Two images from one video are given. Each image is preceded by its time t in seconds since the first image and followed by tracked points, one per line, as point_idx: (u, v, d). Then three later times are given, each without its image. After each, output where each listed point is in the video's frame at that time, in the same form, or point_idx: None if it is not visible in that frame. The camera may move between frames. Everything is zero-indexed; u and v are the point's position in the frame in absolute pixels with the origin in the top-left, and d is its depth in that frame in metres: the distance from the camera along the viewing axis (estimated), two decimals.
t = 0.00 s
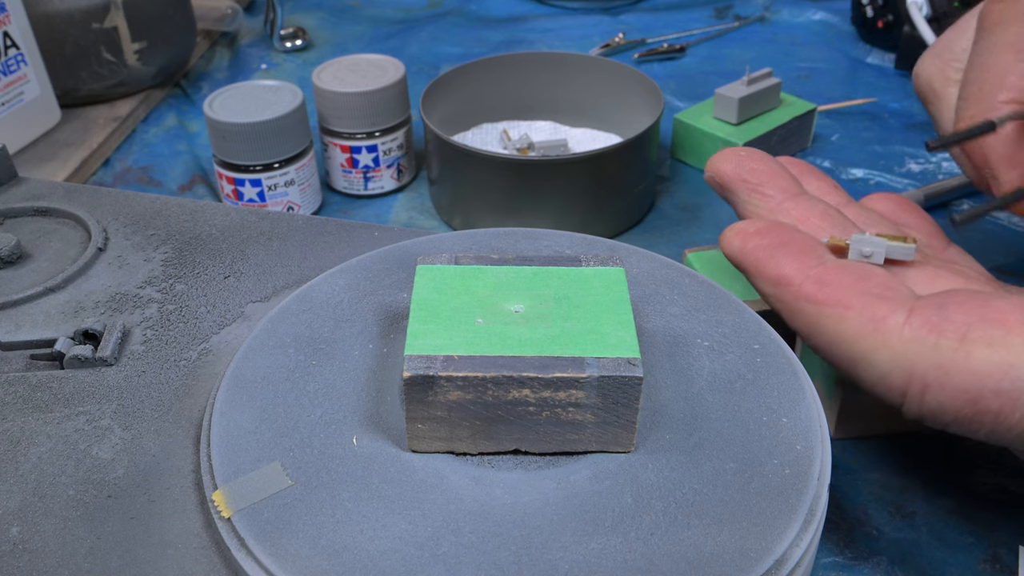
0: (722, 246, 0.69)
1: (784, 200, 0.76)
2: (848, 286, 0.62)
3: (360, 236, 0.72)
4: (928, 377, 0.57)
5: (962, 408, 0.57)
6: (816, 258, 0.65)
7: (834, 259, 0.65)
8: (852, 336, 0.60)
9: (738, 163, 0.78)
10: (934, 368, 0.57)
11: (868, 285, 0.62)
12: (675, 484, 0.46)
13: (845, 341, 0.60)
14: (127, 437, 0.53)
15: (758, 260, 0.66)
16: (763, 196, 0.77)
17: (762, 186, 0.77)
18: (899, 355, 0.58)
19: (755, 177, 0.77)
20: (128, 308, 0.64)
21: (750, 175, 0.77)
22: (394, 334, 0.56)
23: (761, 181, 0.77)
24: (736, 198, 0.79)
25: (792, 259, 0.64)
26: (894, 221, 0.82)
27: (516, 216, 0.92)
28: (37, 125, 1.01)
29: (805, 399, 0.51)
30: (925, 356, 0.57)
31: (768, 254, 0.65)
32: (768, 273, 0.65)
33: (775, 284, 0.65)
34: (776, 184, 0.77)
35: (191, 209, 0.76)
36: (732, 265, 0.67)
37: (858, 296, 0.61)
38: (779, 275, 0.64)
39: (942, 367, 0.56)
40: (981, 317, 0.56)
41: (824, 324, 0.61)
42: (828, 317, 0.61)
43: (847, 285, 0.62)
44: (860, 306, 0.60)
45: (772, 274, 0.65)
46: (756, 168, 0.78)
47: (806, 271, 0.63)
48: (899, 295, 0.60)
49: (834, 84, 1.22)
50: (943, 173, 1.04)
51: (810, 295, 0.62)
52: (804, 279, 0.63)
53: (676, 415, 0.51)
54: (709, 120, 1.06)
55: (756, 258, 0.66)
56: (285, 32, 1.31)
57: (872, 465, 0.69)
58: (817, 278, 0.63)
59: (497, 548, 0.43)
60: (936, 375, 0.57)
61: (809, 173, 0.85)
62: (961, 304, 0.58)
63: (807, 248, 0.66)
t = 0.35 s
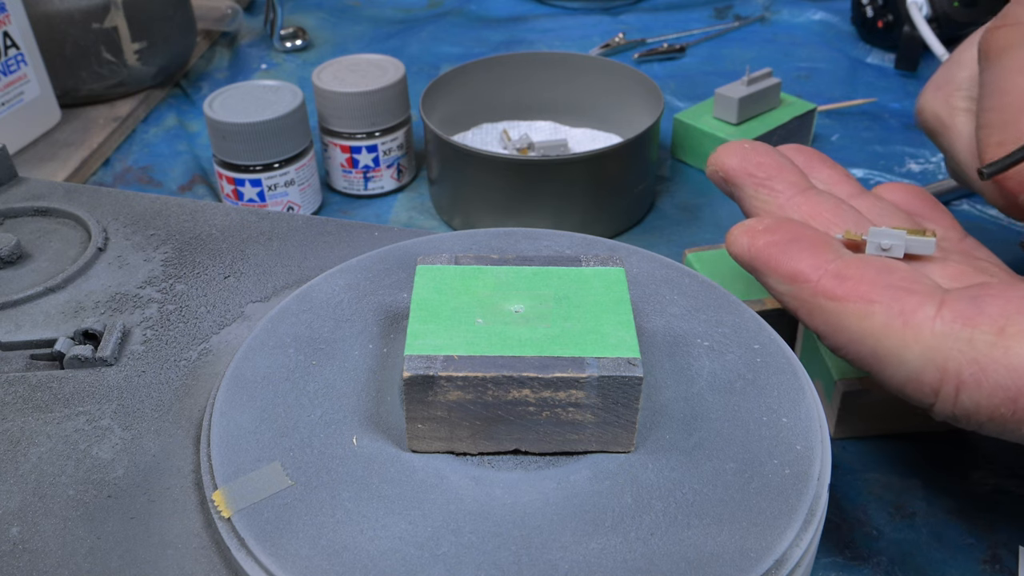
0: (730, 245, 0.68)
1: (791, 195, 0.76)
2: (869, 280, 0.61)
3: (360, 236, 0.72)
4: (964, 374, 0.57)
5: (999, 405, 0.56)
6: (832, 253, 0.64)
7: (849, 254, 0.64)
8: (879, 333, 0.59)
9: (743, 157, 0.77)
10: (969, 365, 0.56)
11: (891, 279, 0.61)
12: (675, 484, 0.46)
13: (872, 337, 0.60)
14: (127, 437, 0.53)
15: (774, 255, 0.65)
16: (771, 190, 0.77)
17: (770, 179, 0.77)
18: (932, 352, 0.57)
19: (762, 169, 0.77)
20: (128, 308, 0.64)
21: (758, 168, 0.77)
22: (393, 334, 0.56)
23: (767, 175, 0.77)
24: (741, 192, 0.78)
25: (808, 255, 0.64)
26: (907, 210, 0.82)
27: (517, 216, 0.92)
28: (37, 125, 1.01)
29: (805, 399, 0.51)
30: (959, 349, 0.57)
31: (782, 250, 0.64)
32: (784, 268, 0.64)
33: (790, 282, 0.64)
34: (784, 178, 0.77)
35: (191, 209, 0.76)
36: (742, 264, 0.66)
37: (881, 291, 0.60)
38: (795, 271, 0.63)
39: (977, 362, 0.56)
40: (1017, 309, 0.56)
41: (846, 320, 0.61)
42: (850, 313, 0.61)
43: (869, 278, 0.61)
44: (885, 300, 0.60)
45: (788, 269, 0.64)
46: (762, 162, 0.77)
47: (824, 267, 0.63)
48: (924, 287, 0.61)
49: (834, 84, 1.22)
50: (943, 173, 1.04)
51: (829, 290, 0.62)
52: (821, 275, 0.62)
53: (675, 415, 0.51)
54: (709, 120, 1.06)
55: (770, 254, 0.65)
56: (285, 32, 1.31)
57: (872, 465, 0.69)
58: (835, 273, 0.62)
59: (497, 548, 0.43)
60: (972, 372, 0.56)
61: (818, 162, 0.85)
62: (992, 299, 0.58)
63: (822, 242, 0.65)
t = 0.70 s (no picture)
0: (722, 266, 0.68)
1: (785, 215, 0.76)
2: (861, 296, 0.61)
3: (360, 236, 0.72)
4: (954, 391, 0.56)
5: (990, 422, 0.56)
6: (824, 271, 0.64)
7: (842, 272, 0.64)
8: (871, 351, 0.59)
9: (736, 176, 0.77)
10: (960, 382, 0.56)
11: (883, 295, 0.61)
12: (675, 484, 0.46)
13: (863, 354, 0.60)
14: (128, 437, 0.53)
15: (765, 275, 0.65)
16: (765, 210, 0.77)
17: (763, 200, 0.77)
18: (924, 368, 0.57)
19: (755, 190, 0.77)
20: (128, 308, 0.64)
21: (751, 188, 0.77)
22: (393, 334, 0.56)
23: (761, 194, 0.77)
24: (735, 212, 0.78)
25: (799, 273, 0.64)
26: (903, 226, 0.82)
27: (517, 216, 0.92)
28: (37, 125, 1.01)
29: (805, 399, 0.51)
30: (950, 365, 0.56)
31: (774, 269, 0.65)
32: (776, 287, 0.64)
33: (782, 300, 0.64)
34: (778, 197, 0.77)
35: (191, 210, 0.76)
36: (734, 285, 0.66)
37: (872, 307, 0.60)
38: (786, 290, 0.64)
39: (968, 378, 0.56)
40: (1008, 325, 0.56)
41: (839, 337, 0.61)
42: (842, 330, 0.60)
43: (860, 295, 0.61)
44: (876, 317, 0.60)
45: (780, 288, 0.64)
46: (756, 180, 0.77)
47: (815, 284, 0.63)
48: (915, 303, 0.60)
49: (834, 84, 1.22)
50: (943, 173, 1.04)
51: (821, 308, 0.62)
52: (813, 293, 0.63)
53: (676, 415, 0.51)
54: (709, 121, 1.06)
55: (761, 275, 0.65)
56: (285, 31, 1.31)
57: (872, 465, 0.69)
58: (826, 291, 0.62)
59: (497, 547, 0.43)
60: (963, 390, 0.56)
61: (812, 179, 0.85)
62: (985, 314, 0.57)
63: (813, 261, 0.65)
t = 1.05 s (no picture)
0: (722, 266, 0.68)
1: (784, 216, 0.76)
2: (861, 295, 0.61)
3: (360, 236, 0.72)
4: (955, 387, 0.56)
5: (991, 416, 0.56)
6: (823, 270, 0.64)
7: (841, 271, 0.65)
8: (872, 347, 0.59)
9: (735, 178, 0.78)
10: (961, 377, 0.56)
11: (883, 293, 0.61)
12: (675, 484, 0.46)
13: (864, 351, 0.60)
14: (127, 437, 0.53)
15: (764, 274, 0.65)
16: (763, 211, 0.77)
17: (761, 201, 0.77)
18: (925, 364, 0.57)
19: (753, 191, 0.77)
20: (128, 308, 0.64)
21: (749, 190, 0.77)
22: (393, 334, 0.56)
23: (759, 196, 0.77)
24: (733, 214, 0.78)
25: (799, 272, 0.64)
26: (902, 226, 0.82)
27: (517, 216, 0.92)
28: (38, 125, 1.01)
29: (805, 399, 0.51)
30: (951, 360, 0.57)
31: (773, 268, 0.65)
32: (775, 286, 0.64)
33: (782, 299, 0.64)
34: (776, 198, 0.77)
35: (191, 210, 0.76)
36: (734, 285, 0.66)
37: (872, 305, 0.60)
38: (786, 289, 0.64)
39: (969, 374, 0.56)
40: (1009, 320, 0.56)
41: (840, 335, 0.61)
42: (843, 327, 0.61)
43: (860, 294, 0.61)
44: (876, 314, 0.60)
45: (779, 287, 0.64)
46: (753, 182, 0.77)
47: (815, 283, 0.63)
48: (916, 300, 0.60)
49: (834, 84, 1.22)
50: (943, 173, 1.04)
51: (821, 307, 0.62)
52: (812, 292, 0.63)
53: (675, 415, 0.51)
54: (709, 120, 1.06)
55: (761, 274, 0.65)
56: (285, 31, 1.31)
57: (872, 465, 0.69)
58: (826, 289, 0.62)
59: (497, 548, 0.43)
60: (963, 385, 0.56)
61: (810, 181, 0.85)
62: (985, 310, 0.57)
63: (812, 260, 0.65)
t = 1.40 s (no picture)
0: (726, 259, 0.68)
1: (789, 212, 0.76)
2: (863, 287, 0.61)
3: (360, 236, 0.72)
4: (954, 378, 0.57)
5: (990, 408, 0.56)
6: (825, 263, 0.64)
7: (843, 264, 0.65)
8: (872, 338, 0.59)
9: (740, 173, 0.78)
10: (960, 369, 0.56)
11: (884, 285, 0.61)
12: (675, 484, 0.46)
13: (865, 343, 0.60)
14: (128, 437, 0.53)
15: (768, 266, 0.65)
16: (767, 205, 0.77)
17: (765, 195, 0.77)
18: (925, 355, 0.58)
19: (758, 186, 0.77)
20: (128, 308, 0.64)
21: (754, 184, 0.77)
22: (393, 334, 0.56)
23: (764, 191, 0.77)
24: (738, 208, 0.78)
25: (801, 264, 0.64)
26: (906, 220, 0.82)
27: (517, 217, 0.92)
28: (38, 125, 1.01)
29: (805, 399, 0.51)
30: (951, 352, 0.57)
31: (777, 260, 0.65)
32: (778, 277, 0.64)
33: (785, 291, 0.64)
34: (781, 194, 0.77)
35: (191, 209, 0.76)
36: (737, 277, 0.66)
37: (874, 298, 0.60)
38: (789, 281, 0.64)
39: (968, 366, 0.56)
40: (1009, 313, 0.56)
41: (841, 327, 0.61)
42: (844, 319, 0.61)
43: (862, 286, 0.61)
44: (877, 307, 0.60)
45: (782, 278, 0.64)
46: (758, 177, 0.78)
47: (817, 275, 0.63)
48: (917, 292, 0.60)
49: (834, 84, 1.22)
50: (943, 173, 1.04)
51: (823, 298, 0.62)
52: (815, 284, 0.63)
53: (676, 415, 0.51)
54: (709, 120, 1.06)
55: (764, 266, 0.65)
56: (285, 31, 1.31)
57: (872, 465, 0.69)
58: (828, 281, 0.62)
59: (497, 548, 0.43)
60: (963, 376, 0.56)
61: (816, 175, 0.85)
62: (985, 303, 0.58)
63: (814, 253, 0.65)
